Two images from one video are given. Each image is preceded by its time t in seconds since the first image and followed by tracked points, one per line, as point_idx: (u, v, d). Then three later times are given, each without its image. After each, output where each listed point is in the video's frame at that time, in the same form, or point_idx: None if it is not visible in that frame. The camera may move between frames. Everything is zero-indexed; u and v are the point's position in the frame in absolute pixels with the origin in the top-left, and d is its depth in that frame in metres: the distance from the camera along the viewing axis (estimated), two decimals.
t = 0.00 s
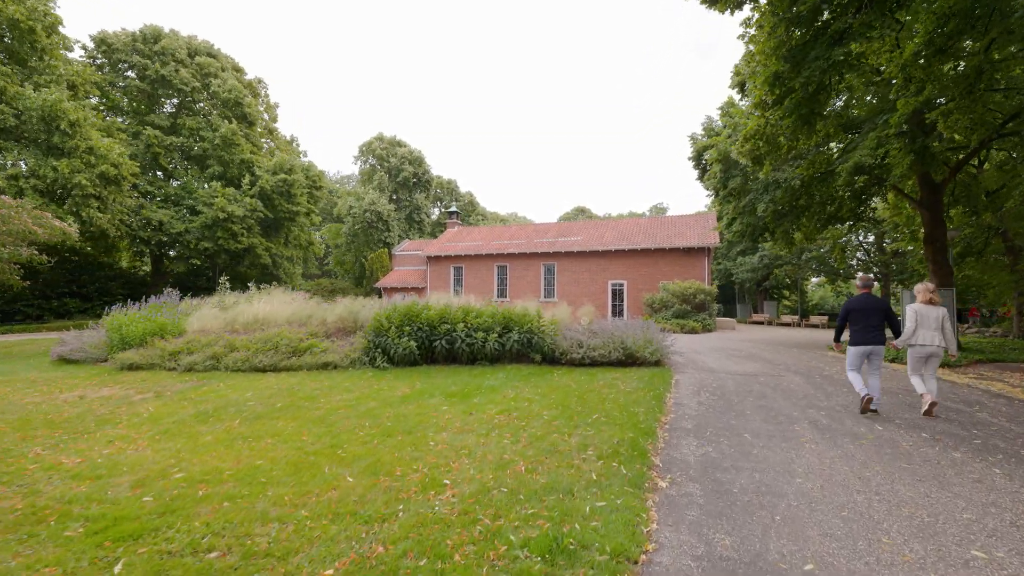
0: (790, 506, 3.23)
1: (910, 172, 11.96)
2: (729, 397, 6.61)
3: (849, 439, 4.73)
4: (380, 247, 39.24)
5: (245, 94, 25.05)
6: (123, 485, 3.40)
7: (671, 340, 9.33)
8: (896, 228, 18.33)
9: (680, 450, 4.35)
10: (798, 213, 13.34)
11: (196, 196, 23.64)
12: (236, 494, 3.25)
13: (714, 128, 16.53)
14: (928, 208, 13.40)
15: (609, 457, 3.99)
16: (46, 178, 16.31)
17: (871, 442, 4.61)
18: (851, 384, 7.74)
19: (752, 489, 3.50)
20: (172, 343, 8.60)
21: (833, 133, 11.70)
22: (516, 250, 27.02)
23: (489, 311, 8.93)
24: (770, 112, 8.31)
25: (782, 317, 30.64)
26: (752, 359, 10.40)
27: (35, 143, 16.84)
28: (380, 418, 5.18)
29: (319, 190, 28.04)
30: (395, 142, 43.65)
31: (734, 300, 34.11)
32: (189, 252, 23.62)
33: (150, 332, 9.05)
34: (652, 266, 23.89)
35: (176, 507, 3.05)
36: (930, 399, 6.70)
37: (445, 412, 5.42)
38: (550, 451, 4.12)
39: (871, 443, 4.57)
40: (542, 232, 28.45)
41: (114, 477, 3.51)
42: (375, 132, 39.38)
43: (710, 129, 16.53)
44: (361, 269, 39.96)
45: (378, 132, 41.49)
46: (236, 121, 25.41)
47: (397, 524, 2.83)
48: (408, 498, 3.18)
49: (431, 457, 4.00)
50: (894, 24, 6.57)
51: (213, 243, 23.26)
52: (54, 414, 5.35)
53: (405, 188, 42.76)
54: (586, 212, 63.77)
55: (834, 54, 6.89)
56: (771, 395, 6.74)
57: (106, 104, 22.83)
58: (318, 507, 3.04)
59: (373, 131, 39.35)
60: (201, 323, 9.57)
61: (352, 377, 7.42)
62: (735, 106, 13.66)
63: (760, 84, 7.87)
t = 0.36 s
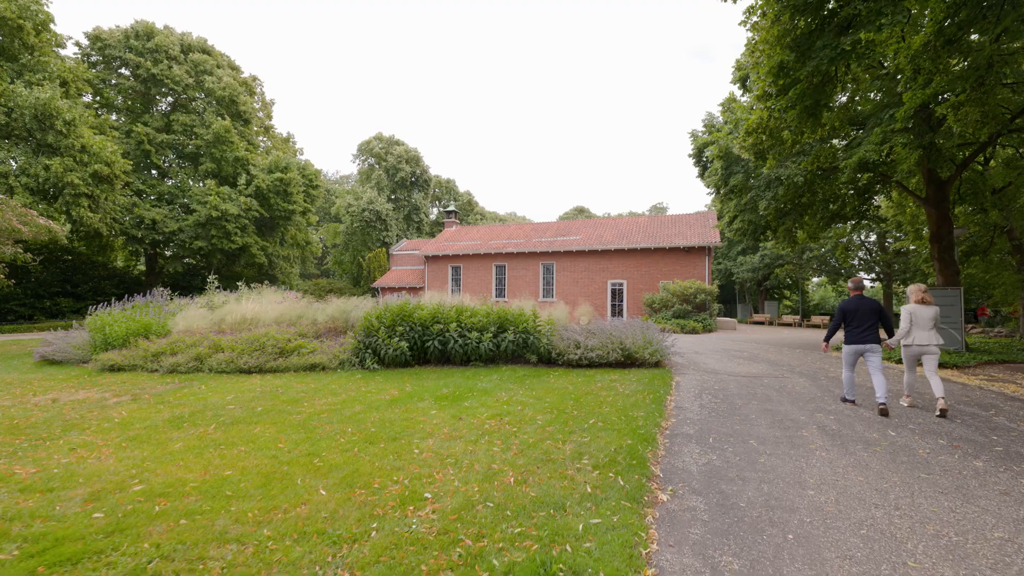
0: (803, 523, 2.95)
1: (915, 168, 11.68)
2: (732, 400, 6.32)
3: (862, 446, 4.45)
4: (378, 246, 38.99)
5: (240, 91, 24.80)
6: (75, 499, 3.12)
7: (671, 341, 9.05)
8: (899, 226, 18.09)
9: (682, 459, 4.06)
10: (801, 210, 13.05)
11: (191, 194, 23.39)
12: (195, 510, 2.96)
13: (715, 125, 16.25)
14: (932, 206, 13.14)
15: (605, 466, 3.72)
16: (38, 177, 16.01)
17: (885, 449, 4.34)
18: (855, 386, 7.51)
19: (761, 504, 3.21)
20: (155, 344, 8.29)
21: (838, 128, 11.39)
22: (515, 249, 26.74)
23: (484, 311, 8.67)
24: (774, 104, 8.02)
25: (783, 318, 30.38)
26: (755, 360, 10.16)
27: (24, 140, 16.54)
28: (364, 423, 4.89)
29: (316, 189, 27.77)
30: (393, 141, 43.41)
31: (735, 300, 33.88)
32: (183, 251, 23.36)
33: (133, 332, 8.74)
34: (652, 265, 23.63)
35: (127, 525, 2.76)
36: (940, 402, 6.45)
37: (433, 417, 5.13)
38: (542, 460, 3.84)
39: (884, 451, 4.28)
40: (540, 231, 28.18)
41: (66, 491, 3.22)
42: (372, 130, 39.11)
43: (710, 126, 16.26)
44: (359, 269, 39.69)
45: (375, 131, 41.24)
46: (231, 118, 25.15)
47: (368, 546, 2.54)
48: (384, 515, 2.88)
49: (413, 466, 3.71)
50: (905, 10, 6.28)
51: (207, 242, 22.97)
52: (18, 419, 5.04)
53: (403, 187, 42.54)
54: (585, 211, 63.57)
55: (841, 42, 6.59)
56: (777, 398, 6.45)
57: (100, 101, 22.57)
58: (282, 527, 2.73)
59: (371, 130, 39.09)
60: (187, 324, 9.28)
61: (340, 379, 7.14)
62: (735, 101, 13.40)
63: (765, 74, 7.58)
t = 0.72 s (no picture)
0: (817, 546, 2.68)
1: (921, 164, 11.42)
2: (735, 405, 6.05)
3: (873, 455, 4.19)
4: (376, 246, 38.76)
5: (235, 89, 24.57)
6: (19, 519, 2.84)
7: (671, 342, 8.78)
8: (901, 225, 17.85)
9: (683, 471, 3.79)
10: (803, 209, 12.79)
11: (185, 193, 23.16)
12: (147, 531, 2.69)
13: (715, 122, 15.99)
14: (937, 204, 12.91)
15: (600, 479, 3.46)
16: (30, 176, 15.68)
17: (897, 459, 4.08)
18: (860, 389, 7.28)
19: (770, 523, 2.94)
20: (138, 346, 8.01)
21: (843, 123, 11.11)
22: (513, 249, 26.48)
23: (478, 311, 8.42)
24: (779, 97, 7.77)
25: (783, 318, 30.14)
26: (756, 361, 9.91)
27: (13, 138, 16.23)
28: (346, 431, 4.62)
29: (313, 188, 27.50)
30: (391, 141, 43.19)
31: (734, 300, 33.63)
32: (178, 250, 23.11)
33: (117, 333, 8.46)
34: (651, 265, 23.38)
35: (68, 550, 2.50)
36: (950, 406, 6.20)
37: (420, 424, 4.86)
38: (533, 472, 3.58)
39: (898, 462, 4.03)
40: (539, 231, 27.92)
41: (11, 509, 2.96)
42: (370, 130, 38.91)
43: (711, 123, 15.99)
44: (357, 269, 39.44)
45: (373, 130, 41.06)
46: (226, 117, 24.92)
47: None
48: (354, 539, 2.60)
49: (394, 480, 3.44)
50: None
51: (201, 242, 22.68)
52: None
53: (401, 187, 42.31)
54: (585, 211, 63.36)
55: (848, 32, 6.34)
56: (780, 403, 6.17)
57: (94, 99, 22.30)
58: (239, 552, 2.46)
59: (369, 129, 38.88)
60: (173, 325, 9.00)
61: (327, 383, 6.88)
62: (736, 98, 13.19)
63: (768, 66, 7.34)
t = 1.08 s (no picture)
0: (830, 569, 2.43)
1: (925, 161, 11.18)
2: (737, 409, 5.80)
3: (885, 465, 3.94)
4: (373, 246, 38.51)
5: (230, 87, 24.29)
6: None
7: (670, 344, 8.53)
8: (903, 225, 17.65)
9: (683, 482, 3.54)
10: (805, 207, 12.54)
11: (178, 192, 22.86)
12: (88, 556, 2.41)
13: (715, 119, 15.75)
14: (940, 203, 12.70)
15: (593, 492, 3.22)
16: (18, 175, 15.30)
17: (909, 468, 3.84)
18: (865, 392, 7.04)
19: (778, 543, 2.68)
20: (118, 347, 7.74)
21: (846, 119, 10.84)
22: (510, 248, 26.22)
23: (471, 311, 8.18)
24: (781, 90, 7.54)
25: (784, 319, 29.91)
26: (758, 363, 9.67)
27: None
28: (325, 438, 4.35)
29: (309, 187, 27.20)
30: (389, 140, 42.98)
31: (734, 300, 33.38)
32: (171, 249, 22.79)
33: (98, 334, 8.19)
34: (650, 265, 23.15)
35: None
36: (958, 409, 5.97)
37: (405, 430, 4.61)
38: (521, 485, 3.33)
39: (911, 471, 3.78)
40: (537, 230, 27.69)
41: None
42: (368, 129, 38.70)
43: (710, 120, 15.76)
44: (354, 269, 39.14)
45: (371, 130, 40.88)
46: (221, 115, 24.68)
47: None
48: (316, 566, 2.33)
49: (370, 494, 3.18)
50: None
51: (194, 241, 22.36)
52: None
53: (399, 186, 42.08)
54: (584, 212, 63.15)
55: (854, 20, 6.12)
56: (783, 407, 5.93)
57: (86, 96, 22.04)
58: None
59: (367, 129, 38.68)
60: (157, 325, 8.73)
61: (313, 385, 6.62)
62: (737, 94, 12.94)
63: (771, 57, 7.12)
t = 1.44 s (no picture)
0: None
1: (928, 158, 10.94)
2: (739, 414, 5.55)
3: (897, 475, 3.70)
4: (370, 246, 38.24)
5: (225, 84, 24.02)
6: None
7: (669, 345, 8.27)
8: (904, 224, 17.44)
9: (682, 495, 3.29)
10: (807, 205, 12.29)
11: (171, 190, 22.56)
12: None
13: (715, 116, 15.49)
14: (943, 201, 12.47)
15: (583, 508, 2.96)
16: (4, 172, 15.00)
17: (923, 479, 3.60)
18: (870, 395, 6.81)
19: (786, 568, 2.43)
20: (97, 348, 7.46)
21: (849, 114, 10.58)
22: (508, 248, 25.96)
23: (463, 312, 7.93)
24: (784, 82, 7.28)
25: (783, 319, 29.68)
26: (758, 364, 9.43)
27: None
28: (302, 447, 4.09)
29: (304, 185, 26.91)
30: (386, 140, 42.74)
31: (734, 300, 33.16)
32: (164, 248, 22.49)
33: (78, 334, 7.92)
34: (649, 264, 22.91)
35: None
36: (968, 412, 5.74)
37: (388, 438, 4.35)
38: (506, 500, 3.07)
39: (925, 483, 3.54)
40: (535, 230, 27.43)
41: None
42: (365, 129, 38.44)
43: (710, 117, 15.50)
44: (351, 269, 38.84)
45: (368, 129, 40.64)
46: (216, 113, 24.41)
47: None
48: None
49: (342, 510, 2.92)
50: None
51: (187, 240, 22.06)
52: None
53: (397, 186, 41.83)
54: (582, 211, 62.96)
55: (860, 9, 5.79)
56: (787, 411, 5.69)
57: (79, 94, 21.77)
58: None
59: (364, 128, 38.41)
60: (140, 325, 8.46)
61: (298, 389, 6.36)
62: (737, 91, 12.72)
63: (773, 48, 6.83)
